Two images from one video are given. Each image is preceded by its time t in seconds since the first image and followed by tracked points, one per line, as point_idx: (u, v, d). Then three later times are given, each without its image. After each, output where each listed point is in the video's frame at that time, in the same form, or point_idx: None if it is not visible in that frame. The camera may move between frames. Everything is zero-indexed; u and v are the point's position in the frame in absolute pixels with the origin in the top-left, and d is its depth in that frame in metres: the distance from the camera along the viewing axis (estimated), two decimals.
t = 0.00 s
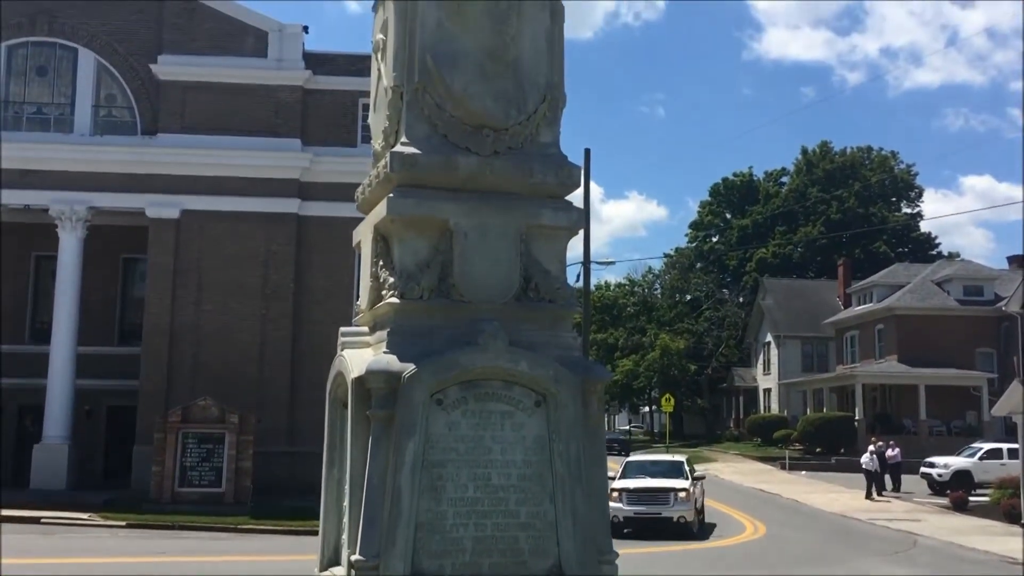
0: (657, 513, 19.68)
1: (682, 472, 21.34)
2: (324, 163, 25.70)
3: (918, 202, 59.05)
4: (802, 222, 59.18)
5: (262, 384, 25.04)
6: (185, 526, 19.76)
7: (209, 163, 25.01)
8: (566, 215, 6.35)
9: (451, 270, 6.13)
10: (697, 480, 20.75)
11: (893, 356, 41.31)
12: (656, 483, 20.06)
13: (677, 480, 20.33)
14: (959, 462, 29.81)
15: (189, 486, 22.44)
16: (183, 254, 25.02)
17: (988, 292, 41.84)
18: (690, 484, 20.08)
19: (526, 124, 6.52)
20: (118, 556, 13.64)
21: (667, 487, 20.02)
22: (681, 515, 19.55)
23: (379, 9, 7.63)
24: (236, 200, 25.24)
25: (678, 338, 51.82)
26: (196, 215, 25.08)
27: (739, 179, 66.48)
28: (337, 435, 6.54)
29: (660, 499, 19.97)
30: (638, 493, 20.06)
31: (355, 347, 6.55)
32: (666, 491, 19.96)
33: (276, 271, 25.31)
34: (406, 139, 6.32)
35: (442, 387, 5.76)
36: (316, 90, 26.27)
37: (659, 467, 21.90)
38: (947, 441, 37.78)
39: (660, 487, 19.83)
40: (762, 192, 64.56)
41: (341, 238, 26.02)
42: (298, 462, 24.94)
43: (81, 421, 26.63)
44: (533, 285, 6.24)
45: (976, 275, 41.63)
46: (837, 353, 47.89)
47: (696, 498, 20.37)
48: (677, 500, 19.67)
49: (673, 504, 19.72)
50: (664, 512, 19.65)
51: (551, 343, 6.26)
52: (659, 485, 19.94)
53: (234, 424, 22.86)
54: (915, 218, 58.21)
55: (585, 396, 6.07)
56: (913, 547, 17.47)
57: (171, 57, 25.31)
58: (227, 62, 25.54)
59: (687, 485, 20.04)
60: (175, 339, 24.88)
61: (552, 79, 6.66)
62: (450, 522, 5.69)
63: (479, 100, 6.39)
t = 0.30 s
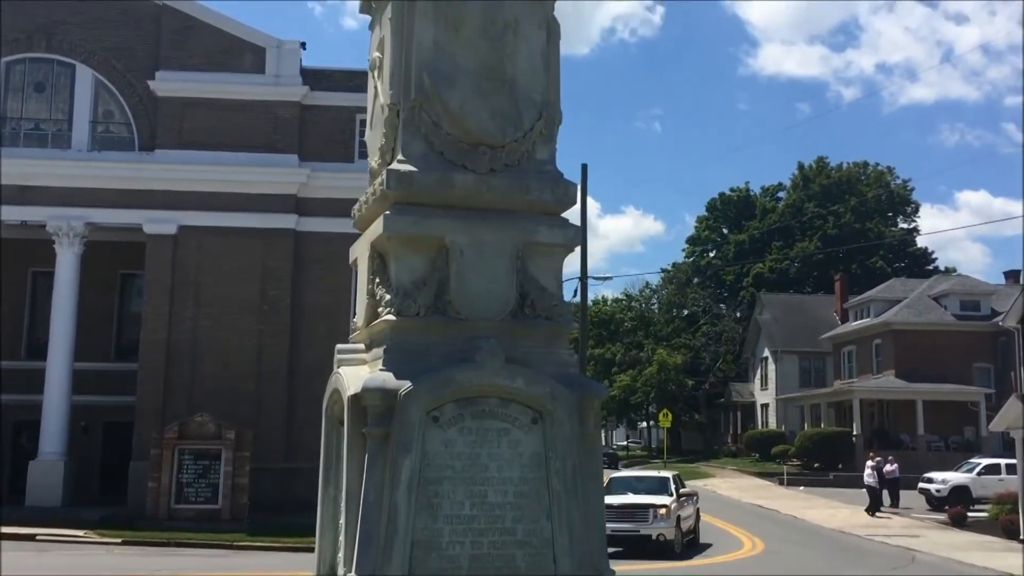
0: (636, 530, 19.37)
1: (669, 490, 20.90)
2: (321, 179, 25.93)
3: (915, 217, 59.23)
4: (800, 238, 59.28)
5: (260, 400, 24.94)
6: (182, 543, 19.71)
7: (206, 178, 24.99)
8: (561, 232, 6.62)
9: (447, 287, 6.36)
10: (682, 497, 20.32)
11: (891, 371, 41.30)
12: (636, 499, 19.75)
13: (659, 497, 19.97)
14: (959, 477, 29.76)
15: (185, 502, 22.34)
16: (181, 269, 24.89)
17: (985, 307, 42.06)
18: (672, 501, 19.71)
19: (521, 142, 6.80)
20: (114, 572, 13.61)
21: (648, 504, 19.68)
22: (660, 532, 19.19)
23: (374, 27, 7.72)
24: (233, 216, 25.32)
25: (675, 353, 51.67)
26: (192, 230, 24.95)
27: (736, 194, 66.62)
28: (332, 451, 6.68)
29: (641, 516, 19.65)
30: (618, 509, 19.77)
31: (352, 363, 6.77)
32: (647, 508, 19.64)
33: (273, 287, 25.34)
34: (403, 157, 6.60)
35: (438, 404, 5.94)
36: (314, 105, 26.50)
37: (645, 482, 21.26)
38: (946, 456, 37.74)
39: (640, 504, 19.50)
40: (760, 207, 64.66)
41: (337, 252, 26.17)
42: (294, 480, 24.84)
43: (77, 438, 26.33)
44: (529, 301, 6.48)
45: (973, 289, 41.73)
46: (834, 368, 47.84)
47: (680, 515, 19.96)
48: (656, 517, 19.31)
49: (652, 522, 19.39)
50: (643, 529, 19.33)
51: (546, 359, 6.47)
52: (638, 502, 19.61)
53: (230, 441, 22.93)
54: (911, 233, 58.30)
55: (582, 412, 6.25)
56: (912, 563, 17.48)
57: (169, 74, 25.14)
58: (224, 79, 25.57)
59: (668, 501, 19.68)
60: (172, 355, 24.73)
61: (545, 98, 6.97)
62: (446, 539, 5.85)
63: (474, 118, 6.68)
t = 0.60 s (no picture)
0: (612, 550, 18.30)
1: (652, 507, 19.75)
2: (321, 195, 25.74)
3: (914, 234, 59.25)
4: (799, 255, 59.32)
5: (257, 417, 24.91)
6: (178, 562, 19.58)
7: (205, 196, 25.05)
8: (560, 250, 6.67)
9: (446, 306, 6.41)
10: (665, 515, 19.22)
11: (891, 388, 41.22)
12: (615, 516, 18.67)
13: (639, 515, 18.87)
14: (958, 495, 29.64)
15: (182, 520, 22.28)
16: (179, 287, 24.99)
17: (985, 323, 41.96)
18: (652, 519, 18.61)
19: (520, 160, 6.86)
20: None
21: (626, 522, 18.60)
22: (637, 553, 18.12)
23: (373, 46, 7.76)
24: (231, 233, 25.31)
25: (675, 370, 51.66)
26: (190, 248, 25.10)
27: (734, 211, 66.71)
28: (330, 471, 6.70)
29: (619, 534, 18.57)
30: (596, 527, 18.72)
31: (349, 382, 6.84)
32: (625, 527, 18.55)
33: (271, 305, 25.28)
34: (401, 176, 6.65)
35: (437, 423, 5.96)
36: (313, 123, 26.38)
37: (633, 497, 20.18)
38: (946, 473, 37.61)
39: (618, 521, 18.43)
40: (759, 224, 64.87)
41: (338, 271, 26.00)
42: (292, 498, 24.66)
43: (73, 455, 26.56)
44: (527, 320, 6.52)
45: (972, 306, 41.69)
46: (834, 384, 47.78)
47: (661, 533, 18.87)
48: (634, 536, 18.23)
49: (629, 541, 18.32)
50: (619, 548, 18.27)
51: (546, 378, 6.50)
52: (616, 519, 18.53)
53: (228, 458, 22.78)
54: (910, 249, 58.37)
55: (581, 432, 6.27)
56: None
57: (168, 90, 25.37)
58: (223, 95, 25.63)
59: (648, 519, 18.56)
60: (170, 373, 24.76)
61: (544, 117, 7.04)
62: (444, 559, 5.87)
63: (473, 137, 6.74)
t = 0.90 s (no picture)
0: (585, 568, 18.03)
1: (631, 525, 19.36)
2: (317, 213, 25.85)
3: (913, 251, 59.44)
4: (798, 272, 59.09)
5: (257, 434, 24.87)
6: None
7: (205, 213, 25.14)
8: (558, 269, 6.74)
9: (445, 325, 6.43)
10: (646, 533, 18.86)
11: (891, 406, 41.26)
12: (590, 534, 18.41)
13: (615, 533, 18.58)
14: (959, 513, 29.57)
15: (181, 538, 22.11)
16: (178, 305, 24.98)
17: (984, 341, 42.03)
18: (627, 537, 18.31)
19: (519, 179, 6.92)
20: None
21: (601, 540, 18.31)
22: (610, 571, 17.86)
23: (373, 66, 7.81)
24: (230, 251, 25.35)
25: (675, 387, 51.78)
26: (191, 265, 25.12)
27: (734, 228, 66.90)
28: (328, 491, 6.70)
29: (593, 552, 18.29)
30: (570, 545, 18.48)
31: (348, 402, 6.88)
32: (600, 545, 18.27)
33: (270, 322, 25.30)
34: (401, 195, 6.69)
35: (436, 442, 5.99)
36: (313, 140, 26.51)
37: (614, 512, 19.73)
38: (947, 491, 37.54)
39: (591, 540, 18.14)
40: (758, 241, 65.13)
41: (337, 287, 26.05)
42: (291, 516, 24.57)
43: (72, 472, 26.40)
44: (526, 339, 6.57)
45: (973, 324, 41.55)
46: (834, 402, 47.77)
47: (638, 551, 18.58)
48: (608, 555, 17.97)
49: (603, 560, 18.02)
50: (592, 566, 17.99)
51: (544, 398, 6.54)
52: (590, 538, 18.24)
53: (227, 476, 22.81)
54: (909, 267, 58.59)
55: (580, 451, 6.31)
56: None
57: (169, 108, 25.50)
58: (224, 113, 25.78)
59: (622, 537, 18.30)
60: (169, 390, 24.75)
61: (543, 137, 7.12)
62: None
63: (472, 156, 6.79)
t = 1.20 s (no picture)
0: None
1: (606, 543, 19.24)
2: (317, 231, 25.92)
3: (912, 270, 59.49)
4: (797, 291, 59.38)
5: (255, 452, 24.76)
6: None
7: (206, 230, 25.22)
8: (557, 289, 6.80)
9: (444, 344, 6.48)
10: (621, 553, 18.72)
11: (891, 425, 41.11)
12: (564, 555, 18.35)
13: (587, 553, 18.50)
14: (959, 533, 29.44)
15: (178, 557, 22.04)
16: (177, 323, 24.99)
17: (984, 360, 41.82)
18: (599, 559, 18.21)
19: (519, 200, 6.99)
20: None
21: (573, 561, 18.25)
22: None
23: (372, 86, 7.86)
24: (231, 268, 25.39)
25: (674, 407, 51.24)
26: (191, 282, 25.14)
27: (733, 247, 66.99)
28: (327, 509, 6.74)
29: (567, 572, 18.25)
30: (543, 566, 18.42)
31: (347, 422, 6.90)
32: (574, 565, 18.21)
33: (269, 340, 25.25)
34: (400, 216, 6.76)
35: (434, 463, 6.02)
36: (313, 158, 26.51)
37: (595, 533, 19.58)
38: (947, 511, 37.40)
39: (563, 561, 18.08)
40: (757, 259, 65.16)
41: (335, 305, 26.00)
42: (289, 534, 24.49)
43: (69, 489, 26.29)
44: (525, 358, 6.60)
45: (972, 343, 41.63)
46: (834, 421, 47.65)
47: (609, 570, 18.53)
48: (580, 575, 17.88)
49: None
50: None
51: (544, 418, 6.60)
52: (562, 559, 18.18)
53: (226, 494, 22.75)
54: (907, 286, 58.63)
55: (579, 469, 6.36)
56: None
57: (168, 125, 25.45)
58: (223, 132, 25.84)
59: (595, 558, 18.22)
60: (167, 408, 24.69)
61: (542, 156, 7.16)
62: None
63: (471, 177, 6.86)
